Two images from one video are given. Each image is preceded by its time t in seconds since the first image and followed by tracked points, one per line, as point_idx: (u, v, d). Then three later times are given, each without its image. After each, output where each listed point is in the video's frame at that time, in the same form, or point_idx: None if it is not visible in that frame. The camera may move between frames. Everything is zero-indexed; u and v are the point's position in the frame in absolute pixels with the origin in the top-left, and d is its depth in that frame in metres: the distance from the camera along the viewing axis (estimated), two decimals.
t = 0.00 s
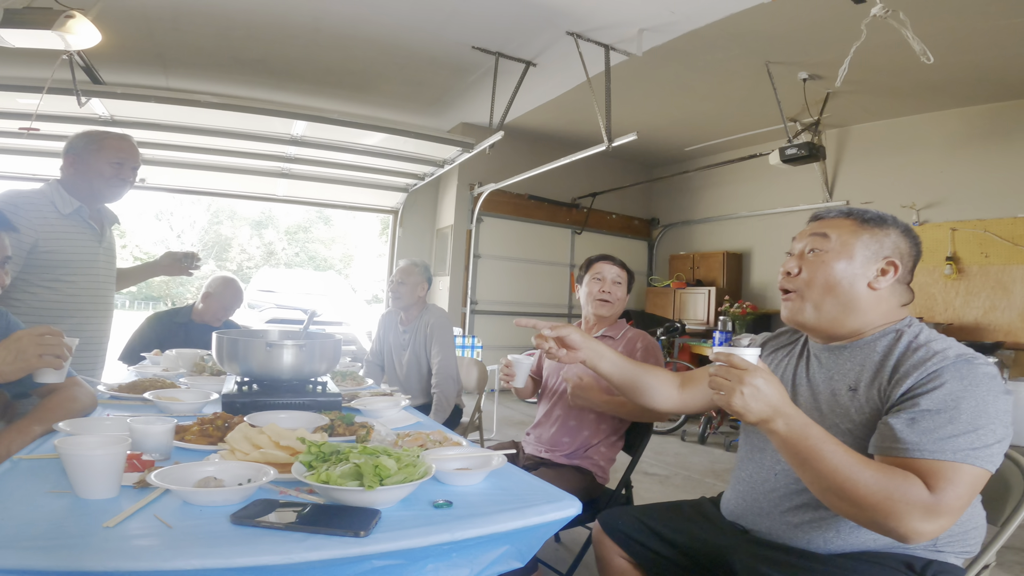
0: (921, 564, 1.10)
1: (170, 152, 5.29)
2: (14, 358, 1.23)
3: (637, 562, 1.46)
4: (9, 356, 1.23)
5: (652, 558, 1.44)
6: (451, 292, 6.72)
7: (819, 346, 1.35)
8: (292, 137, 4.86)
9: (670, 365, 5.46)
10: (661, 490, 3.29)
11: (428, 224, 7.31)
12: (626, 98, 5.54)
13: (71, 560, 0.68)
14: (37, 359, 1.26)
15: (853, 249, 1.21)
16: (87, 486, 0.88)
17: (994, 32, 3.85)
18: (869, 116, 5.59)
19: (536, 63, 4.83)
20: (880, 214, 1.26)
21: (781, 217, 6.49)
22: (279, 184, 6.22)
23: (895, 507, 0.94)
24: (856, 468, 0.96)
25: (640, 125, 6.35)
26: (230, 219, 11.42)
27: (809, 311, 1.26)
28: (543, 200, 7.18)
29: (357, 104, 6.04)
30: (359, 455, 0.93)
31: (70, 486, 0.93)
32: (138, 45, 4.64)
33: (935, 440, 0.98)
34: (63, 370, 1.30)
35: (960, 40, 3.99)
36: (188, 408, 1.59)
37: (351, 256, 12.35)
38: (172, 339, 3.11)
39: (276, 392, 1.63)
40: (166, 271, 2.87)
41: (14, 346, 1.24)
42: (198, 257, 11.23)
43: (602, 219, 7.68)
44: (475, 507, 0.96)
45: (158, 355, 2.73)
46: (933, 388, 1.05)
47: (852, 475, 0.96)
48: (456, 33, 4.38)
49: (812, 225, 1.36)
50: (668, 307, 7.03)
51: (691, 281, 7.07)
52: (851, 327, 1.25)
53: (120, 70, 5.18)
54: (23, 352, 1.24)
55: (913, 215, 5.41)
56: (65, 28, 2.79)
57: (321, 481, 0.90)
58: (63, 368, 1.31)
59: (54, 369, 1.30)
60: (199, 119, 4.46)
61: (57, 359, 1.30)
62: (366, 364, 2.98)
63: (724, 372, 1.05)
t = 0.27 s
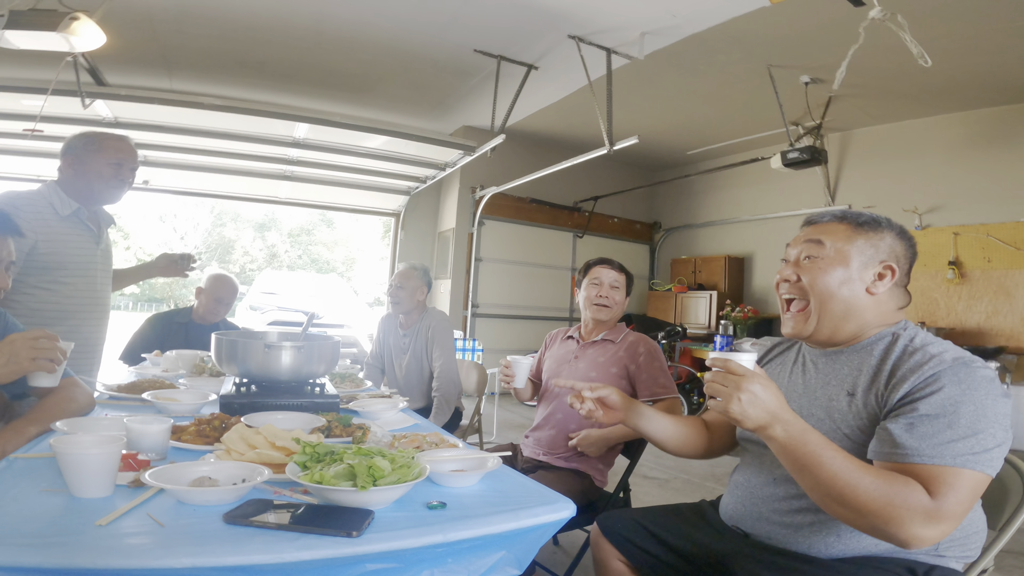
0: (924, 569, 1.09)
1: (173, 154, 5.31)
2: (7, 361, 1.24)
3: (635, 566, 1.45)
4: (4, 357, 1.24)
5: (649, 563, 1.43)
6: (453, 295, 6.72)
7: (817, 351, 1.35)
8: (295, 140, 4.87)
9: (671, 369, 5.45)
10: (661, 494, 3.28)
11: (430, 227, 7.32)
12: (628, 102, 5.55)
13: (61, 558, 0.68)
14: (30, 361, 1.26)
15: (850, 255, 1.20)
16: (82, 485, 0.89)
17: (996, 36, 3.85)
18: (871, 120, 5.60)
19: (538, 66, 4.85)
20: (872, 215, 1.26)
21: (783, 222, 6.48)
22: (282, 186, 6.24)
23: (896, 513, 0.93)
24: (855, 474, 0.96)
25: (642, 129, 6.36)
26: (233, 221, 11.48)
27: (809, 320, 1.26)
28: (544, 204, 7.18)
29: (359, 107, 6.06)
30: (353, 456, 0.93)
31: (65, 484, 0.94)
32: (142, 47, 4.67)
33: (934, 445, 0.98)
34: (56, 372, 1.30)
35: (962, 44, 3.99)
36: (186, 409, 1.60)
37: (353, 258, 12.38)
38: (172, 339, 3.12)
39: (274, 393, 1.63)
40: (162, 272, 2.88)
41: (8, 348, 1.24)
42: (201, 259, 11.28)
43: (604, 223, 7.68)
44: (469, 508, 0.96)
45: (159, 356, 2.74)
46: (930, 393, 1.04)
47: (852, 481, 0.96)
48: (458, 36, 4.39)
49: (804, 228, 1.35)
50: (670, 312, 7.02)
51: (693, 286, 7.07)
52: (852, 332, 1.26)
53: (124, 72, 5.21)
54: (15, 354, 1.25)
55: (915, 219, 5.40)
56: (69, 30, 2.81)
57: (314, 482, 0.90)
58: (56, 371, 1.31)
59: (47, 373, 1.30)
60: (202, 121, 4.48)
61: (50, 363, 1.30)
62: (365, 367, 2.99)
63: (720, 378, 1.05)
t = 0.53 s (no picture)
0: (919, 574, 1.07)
1: (180, 157, 5.35)
2: (11, 360, 1.24)
3: (636, 566, 1.45)
4: (7, 356, 1.24)
5: (649, 565, 1.43)
6: (456, 298, 6.73)
7: (829, 354, 1.35)
8: (300, 143, 4.90)
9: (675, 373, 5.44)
10: (664, 498, 3.27)
11: (434, 231, 7.33)
12: (632, 105, 5.55)
13: (61, 556, 0.68)
14: (33, 359, 1.27)
15: (884, 263, 1.18)
16: (83, 484, 0.89)
17: (1003, 38, 3.83)
18: (877, 123, 5.58)
19: (542, 70, 4.86)
20: (891, 219, 1.24)
21: (788, 225, 6.46)
22: (287, 189, 6.27)
23: (902, 518, 0.92)
24: (862, 479, 0.94)
25: (647, 132, 6.36)
26: (239, 224, 11.57)
27: (837, 329, 1.22)
28: (549, 207, 7.19)
29: (365, 110, 6.09)
30: (353, 457, 0.94)
31: (67, 483, 0.94)
32: (150, 50, 4.71)
33: (946, 451, 0.97)
34: (60, 369, 1.31)
35: (968, 46, 3.97)
36: (190, 410, 1.60)
37: (358, 261, 12.44)
38: (172, 339, 3.14)
39: (277, 394, 1.63)
40: (161, 273, 2.92)
41: (12, 346, 1.24)
42: (208, 262, 11.35)
43: (608, 226, 7.68)
44: (469, 510, 0.96)
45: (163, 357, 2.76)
46: (944, 399, 1.03)
47: (859, 487, 0.94)
48: (463, 40, 4.41)
49: (823, 229, 1.30)
50: (674, 315, 7.00)
51: (697, 289, 7.04)
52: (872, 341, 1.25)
53: (132, 74, 5.25)
54: (19, 353, 1.25)
55: (921, 223, 5.37)
56: (77, 32, 2.84)
57: (314, 482, 0.90)
58: (61, 368, 1.33)
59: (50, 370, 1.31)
60: (208, 124, 4.51)
61: (54, 360, 1.31)
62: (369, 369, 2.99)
63: (725, 383, 1.02)
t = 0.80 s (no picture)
0: None
1: (188, 159, 5.39)
2: (30, 358, 1.24)
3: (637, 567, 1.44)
4: (25, 354, 1.24)
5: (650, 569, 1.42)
6: (462, 300, 6.74)
7: (834, 357, 1.34)
8: (307, 145, 4.93)
9: (680, 375, 5.42)
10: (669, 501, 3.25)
11: (440, 233, 7.34)
12: (637, 107, 5.55)
13: (68, 554, 0.69)
14: (51, 357, 1.28)
15: (899, 266, 1.18)
16: (90, 483, 0.90)
17: (1011, 38, 3.80)
18: (884, 125, 5.55)
19: (547, 72, 4.86)
20: (904, 222, 1.24)
21: (795, 227, 6.43)
22: (294, 191, 6.31)
23: (911, 520, 0.91)
24: (871, 480, 0.94)
25: (652, 134, 6.35)
26: (247, 226, 11.65)
27: (852, 330, 1.23)
28: (554, 209, 7.19)
29: (370, 112, 6.12)
30: (356, 457, 0.95)
31: (73, 483, 0.96)
32: (159, 53, 4.76)
33: (954, 453, 0.96)
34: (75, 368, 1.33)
35: (976, 47, 3.94)
36: (195, 410, 1.62)
37: (364, 263, 12.48)
38: (178, 341, 3.17)
39: (282, 395, 1.65)
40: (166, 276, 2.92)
41: (30, 345, 1.25)
42: (215, 263, 11.44)
43: (613, 228, 7.67)
44: (470, 510, 0.96)
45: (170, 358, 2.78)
46: (953, 401, 1.03)
47: (868, 488, 0.93)
48: (468, 42, 4.43)
49: (835, 230, 1.30)
50: (680, 317, 6.98)
51: (703, 292, 7.02)
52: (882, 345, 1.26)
53: (141, 77, 5.31)
54: (37, 351, 1.26)
55: (929, 225, 5.34)
56: (87, 35, 2.87)
57: (316, 482, 0.91)
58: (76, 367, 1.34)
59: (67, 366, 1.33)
60: (216, 126, 4.55)
61: (70, 358, 1.33)
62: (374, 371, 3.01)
63: (734, 382, 1.01)
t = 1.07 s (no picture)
0: None
1: (195, 163, 5.44)
2: (46, 362, 1.24)
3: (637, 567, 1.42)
4: (42, 358, 1.24)
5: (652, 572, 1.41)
6: (467, 303, 6.75)
7: (841, 358, 1.33)
8: (312, 148, 4.96)
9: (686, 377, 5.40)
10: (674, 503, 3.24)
11: (445, 235, 7.36)
12: (641, 109, 5.55)
13: (65, 551, 0.70)
14: (66, 362, 1.27)
15: (877, 262, 1.18)
16: (91, 482, 0.92)
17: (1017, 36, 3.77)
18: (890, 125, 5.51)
19: (550, 74, 4.87)
20: (897, 218, 1.23)
21: (801, 228, 6.39)
22: (299, 194, 6.35)
23: (925, 521, 0.90)
24: (881, 481, 0.92)
25: (657, 135, 6.34)
26: (255, 229, 11.76)
27: (836, 328, 1.24)
28: (559, 211, 7.19)
29: (375, 115, 6.15)
30: (353, 458, 0.96)
31: (75, 482, 0.97)
32: (166, 57, 4.81)
33: (969, 453, 0.95)
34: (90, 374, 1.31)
35: (981, 45, 3.91)
36: (199, 411, 1.64)
37: (371, 266, 12.54)
38: (183, 343, 3.21)
39: (285, 397, 1.66)
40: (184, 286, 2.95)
41: (46, 349, 1.25)
42: (223, 266, 11.54)
43: (618, 230, 7.66)
44: (465, 511, 0.97)
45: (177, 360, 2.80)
46: (965, 401, 1.01)
47: (878, 488, 0.92)
48: (471, 45, 4.45)
49: (827, 233, 1.33)
50: (685, 319, 6.96)
51: (709, 293, 6.99)
52: (876, 342, 1.25)
53: (148, 81, 5.37)
54: (54, 356, 1.25)
55: (937, 225, 5.29)
56: (93, 39, 2.91)
57: (313, 482, 0.92)
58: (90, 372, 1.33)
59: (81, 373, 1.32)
60: (222, 130, 4.59)
61: (84, 362, 1.32)
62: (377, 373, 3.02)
63: (738, 384, 1.01)
